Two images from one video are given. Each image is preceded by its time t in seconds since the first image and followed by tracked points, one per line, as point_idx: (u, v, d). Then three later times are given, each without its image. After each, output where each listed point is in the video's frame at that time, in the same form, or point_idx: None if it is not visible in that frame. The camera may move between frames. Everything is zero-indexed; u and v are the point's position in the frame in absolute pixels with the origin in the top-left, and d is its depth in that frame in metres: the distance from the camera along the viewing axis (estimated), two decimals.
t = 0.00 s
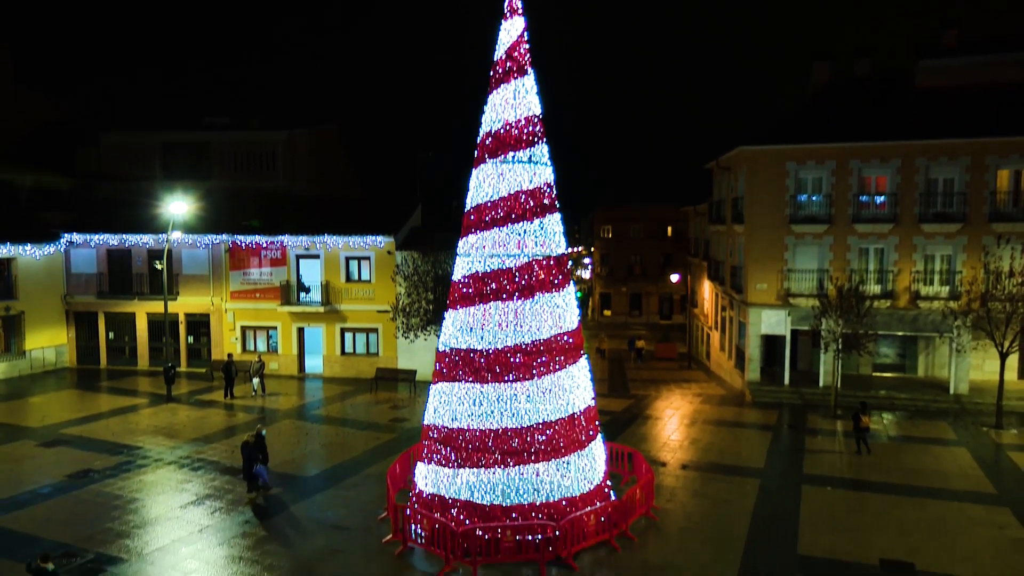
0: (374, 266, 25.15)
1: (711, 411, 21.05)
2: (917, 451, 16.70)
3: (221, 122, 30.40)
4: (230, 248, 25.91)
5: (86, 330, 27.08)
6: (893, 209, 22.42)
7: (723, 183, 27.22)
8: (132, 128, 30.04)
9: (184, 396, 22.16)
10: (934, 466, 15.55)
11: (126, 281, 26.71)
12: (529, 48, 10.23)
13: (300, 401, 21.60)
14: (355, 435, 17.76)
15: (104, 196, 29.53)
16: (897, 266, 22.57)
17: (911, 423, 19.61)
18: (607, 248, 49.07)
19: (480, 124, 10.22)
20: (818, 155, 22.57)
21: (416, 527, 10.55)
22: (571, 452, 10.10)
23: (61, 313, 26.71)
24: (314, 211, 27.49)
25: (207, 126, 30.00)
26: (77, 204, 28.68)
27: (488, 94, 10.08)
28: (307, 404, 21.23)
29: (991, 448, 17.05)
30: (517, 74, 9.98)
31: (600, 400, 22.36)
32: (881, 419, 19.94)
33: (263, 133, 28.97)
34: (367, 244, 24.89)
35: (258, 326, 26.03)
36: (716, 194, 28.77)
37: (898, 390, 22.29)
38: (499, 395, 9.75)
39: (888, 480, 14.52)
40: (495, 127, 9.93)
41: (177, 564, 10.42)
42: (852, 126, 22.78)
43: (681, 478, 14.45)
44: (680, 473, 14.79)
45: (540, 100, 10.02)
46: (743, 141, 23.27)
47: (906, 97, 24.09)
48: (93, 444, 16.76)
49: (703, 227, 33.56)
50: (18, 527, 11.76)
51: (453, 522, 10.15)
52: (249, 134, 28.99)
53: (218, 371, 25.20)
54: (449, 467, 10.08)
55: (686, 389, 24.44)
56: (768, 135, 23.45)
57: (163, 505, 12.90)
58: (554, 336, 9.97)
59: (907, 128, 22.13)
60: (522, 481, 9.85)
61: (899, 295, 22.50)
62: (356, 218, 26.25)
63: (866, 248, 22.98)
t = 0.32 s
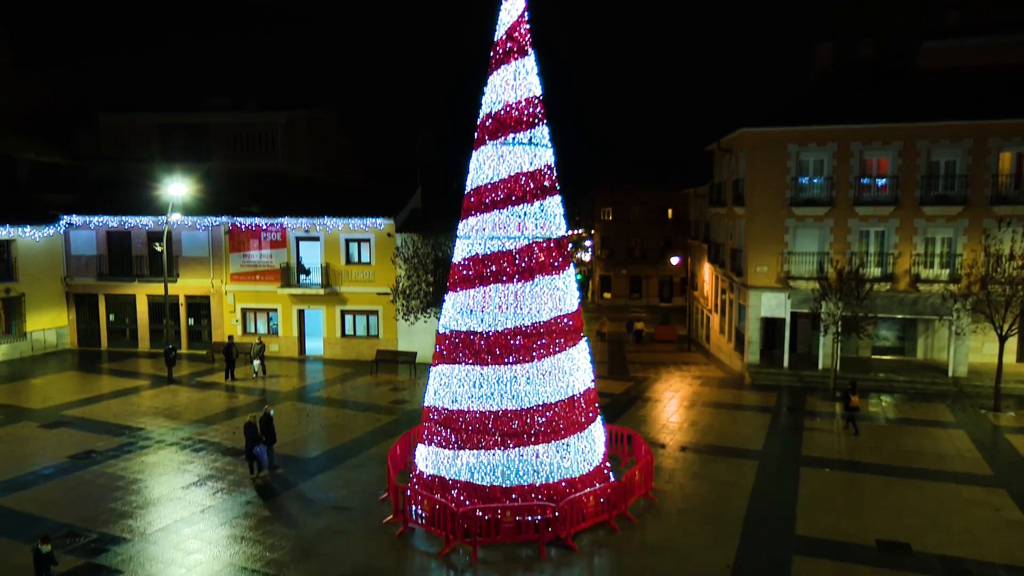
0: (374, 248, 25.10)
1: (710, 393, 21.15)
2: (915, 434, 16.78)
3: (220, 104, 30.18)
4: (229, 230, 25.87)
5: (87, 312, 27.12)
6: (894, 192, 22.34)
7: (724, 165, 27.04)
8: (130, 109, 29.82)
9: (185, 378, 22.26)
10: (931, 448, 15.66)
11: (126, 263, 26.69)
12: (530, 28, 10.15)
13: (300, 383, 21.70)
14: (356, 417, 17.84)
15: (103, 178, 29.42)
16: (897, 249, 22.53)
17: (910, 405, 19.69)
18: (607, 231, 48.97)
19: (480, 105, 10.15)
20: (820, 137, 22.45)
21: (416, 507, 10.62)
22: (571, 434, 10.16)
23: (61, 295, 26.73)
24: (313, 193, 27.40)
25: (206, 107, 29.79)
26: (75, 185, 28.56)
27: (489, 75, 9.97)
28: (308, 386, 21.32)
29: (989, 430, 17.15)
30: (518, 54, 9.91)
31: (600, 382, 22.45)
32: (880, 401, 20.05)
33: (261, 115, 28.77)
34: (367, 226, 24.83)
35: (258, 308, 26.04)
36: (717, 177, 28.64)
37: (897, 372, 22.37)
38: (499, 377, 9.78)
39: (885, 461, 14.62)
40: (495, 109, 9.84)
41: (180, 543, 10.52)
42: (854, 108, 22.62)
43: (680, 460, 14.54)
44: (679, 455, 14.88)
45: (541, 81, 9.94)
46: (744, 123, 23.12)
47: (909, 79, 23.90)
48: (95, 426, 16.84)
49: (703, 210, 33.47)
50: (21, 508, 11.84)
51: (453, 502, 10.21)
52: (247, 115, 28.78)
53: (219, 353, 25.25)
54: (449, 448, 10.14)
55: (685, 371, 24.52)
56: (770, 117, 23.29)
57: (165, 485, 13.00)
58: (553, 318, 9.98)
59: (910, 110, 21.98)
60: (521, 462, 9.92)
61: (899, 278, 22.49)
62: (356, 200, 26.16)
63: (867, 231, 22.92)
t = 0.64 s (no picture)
0: (374, 233, 25.06)
1: (710, 378, 21.21)
2: (913, 419, 16.85)
3: (218, 87, 29.98)
4: (229, 215, 25.81)
5: (87, 297, 27.14)
6: (895, 177, 22.26)
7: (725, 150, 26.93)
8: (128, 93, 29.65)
9: (185, 362, 22.32)
10: (928, 433, 15.73)
11: (125, 248, 26.66)
12: (530, 12, 10.08)
13: (301, 368, 21.77)
14: (357, 401, 17.90)
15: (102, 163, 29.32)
16: (898, 235, 22.48)
17: (909, 390, 19.76)
18: (607, 216, 48.87)
19: (480, 89, 10.08)
20: (822, 122, 22.34)
21: (417, 491, 10.68)
22: (570, 419, 10.19)
23: (61, 280, 26.74)
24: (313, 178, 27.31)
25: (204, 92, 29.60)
26: (74, 170, 28.44)
27: (489, 59, 9.88)
28: (308, 371, 21.39)
29: (987, 415, 17.23)
30: (518, 38, 9.88)
31: (600, 367, 22.51)
32: (879, 386, 20.14)
33: (260, 99, 28.59)
34: (366, 211, 24.77)
35: (258, 294, 26.05)
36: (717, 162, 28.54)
37: (896, 358, 22.42)
38: (499, 362, 9.80)
39: (883, 446, 14.68)
40: (495, 93, 9.76)
41: (182, 527, 10.59)
42: (856, 93, 22.49)
43: (680, 444, 14.61)
44: (678, 439, 14.95)
45: (541, 65, 9.87)
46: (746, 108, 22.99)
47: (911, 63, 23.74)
48: (97, 410, 16.90)
49: (703, 195, 33.37)
50: (24, 492, 11.91)
51: (453, 487, 10.27)
52: (246, 99, 28.60)
53: (219, 338, 25.29)
54: (449, 433, 10.18)
55: (685, 356, 24.58)
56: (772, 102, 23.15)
57: (167, 469, 13.06)
58: (553, 303, 9.99)
59: (912, 94, 21.86)
60: (521, 447, 9.98)
61: (899, 263, 22.47)
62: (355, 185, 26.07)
63: (867, 217, 22.87)
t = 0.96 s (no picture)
0: (374, 219, 25.01)
1: (709, 365, 21.26)
2: (912, 405, 16.91)
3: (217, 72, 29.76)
4: (228, 200, 25.75)
5: (87, 283, 27.15)
6: (897, 164, 22.19)
7: (726, 136, 26.82)
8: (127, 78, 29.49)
9: (186, 348, 22.37)
10: (926, 419, 15.79)
11: (125, 234, 26.64)
12: None
13: (301, 354, 21.82)
14: (357, 387, 17.96)
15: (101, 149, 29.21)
16: (898, 221, 22.44)
17: (908, 377, 19.81)
18: (607, 202, 48.76)
19: (480, 74, 10.03)
20: (823, 107, 22.23)
21: (416, 477, 10.75)
22: (570, 405, 10.23)
23: (62, 266, 26.75)
24: (312, 164, 27.22)
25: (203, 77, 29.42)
26: (73, 155, 28.35)
27: (489, 44, 9.78)
28: (308, 357, 21.44)
29: (985, 401, 17.29)
30: (518, 23, 9.86)
31: (599, 354, 22.56)
32: (878, 372, 20.22)
33: (259, 84, 28.45)
34: (366, 197, 24.71)
35: (258, 280, 26.06)
36: (718, 147, 28.45)
37: (896, 344, 22.46)
38: (498, 348, 9.82)
39: (882, 432, 14.75)
40: (495, 78, 9.67)
41: (183, 511, 10.66)
42: (858, 78, 22.36)
43: (679, 430, 14.67)
44: (677, 425, 15.02)
45: (541, 50, 9.80)
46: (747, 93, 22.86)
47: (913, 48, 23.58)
48: (98, 396, 16.96)
49: (704, 181, 33.28)
50: (26, 476, 11.97)
51: (453, 472, 10.33)
52: (245, 84, 28.45)
53: (220, 324, 25.33)
54: (450, 419, 10.22)
55: (685, 343, 24.61)
56: (773, 87, 23.01)
57: (169, 454, 13.13)
58: (553, 289, 9.99)
59: (913, 80, 21.73)
60: (521, 432, 10.03)
61: (899, 250, 22.45)
62: (355, 171, 25.99)
63: (868, 203, 22.81)
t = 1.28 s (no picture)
0: (374, 208, 24.95)
1: (708, 353, 21.29)
2: (911, 394, 16.94)
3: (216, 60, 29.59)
4: (228, 188, 25.69)
5: (87, 272, 27.14)
6: (898, 153, 22.13)
7: (726, 124, 26.73)
8: (126, 65, 29.37)
9: (186, 337, 22.39)
10: (925, 408, 15.83)
11: (125, 222, 26.60)
12: None
13: (302, 342, 21.83)
14: (358, 375, 17.98)
15: (100, 137, 29.11)
16: (899, 211, 22.40)
17: (907, 366, 19.82)
18: (607, 191, 48.65)
19: (480, 61, 9.96)
20: (825, 95, 22.14)
21: (417, 465, 10.80)
22: (570, 393, 10.25)
23: (61, 255, 26.73)
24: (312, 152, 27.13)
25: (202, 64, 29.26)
26: (72, 143, 28.25)
27: (489, 31, 9.69)
28: (309, 345, 21.46)
29: (984, 390, 17.33)
30: (519, 10, 9.82)
31: (599, 342, 22.58)
32: (877, 361, 20.24)
33: (258, 71, 28.31)
34: (366, 185, 24.64)
35: (258, 268, 26.04)
36: (719, 136, 28.34)
37: (895, 334, 22.46)
38: (499, 337, 9.83)
39: (880, 421, 14.80)
40: (495, 66, 9.61)
41: (185, 499, 10.71)
42: (860, 66, 22.23)
43: (679, 419, 14.70)
44: (677, 413, 15.05)
45: (542, 37, 9.72)
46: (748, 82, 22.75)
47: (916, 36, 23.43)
48: (100, 384, 17.00)
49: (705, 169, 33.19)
50: (27, 464, 12.01)
51: (453, 460, 10.38)
52: (244, 72, 28.33)
53: (220, 313, 25.34)
54: (450, 407, 10.25)
55: (685, 332, 24.62)
56: (775, 75, 22.89)
57: (170, 442, 13.17)
58: (553, 278, 9.99)
59: (915, 68, 21.62)
60: (521, 421, 10.06)
61: (900, 239, 22.41)
62: (355, 159, 25.91)
63: (869, 191, 22.75)
